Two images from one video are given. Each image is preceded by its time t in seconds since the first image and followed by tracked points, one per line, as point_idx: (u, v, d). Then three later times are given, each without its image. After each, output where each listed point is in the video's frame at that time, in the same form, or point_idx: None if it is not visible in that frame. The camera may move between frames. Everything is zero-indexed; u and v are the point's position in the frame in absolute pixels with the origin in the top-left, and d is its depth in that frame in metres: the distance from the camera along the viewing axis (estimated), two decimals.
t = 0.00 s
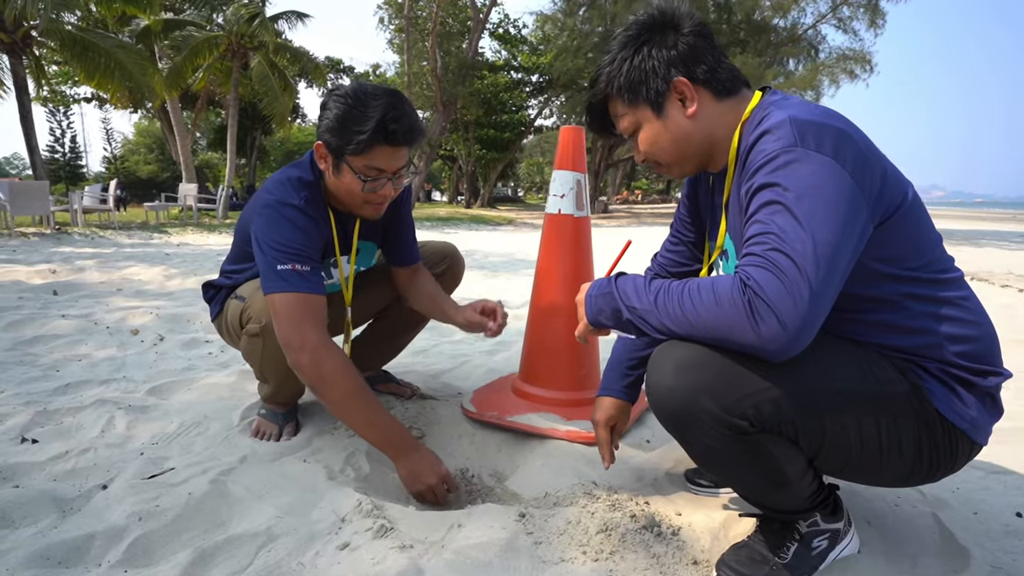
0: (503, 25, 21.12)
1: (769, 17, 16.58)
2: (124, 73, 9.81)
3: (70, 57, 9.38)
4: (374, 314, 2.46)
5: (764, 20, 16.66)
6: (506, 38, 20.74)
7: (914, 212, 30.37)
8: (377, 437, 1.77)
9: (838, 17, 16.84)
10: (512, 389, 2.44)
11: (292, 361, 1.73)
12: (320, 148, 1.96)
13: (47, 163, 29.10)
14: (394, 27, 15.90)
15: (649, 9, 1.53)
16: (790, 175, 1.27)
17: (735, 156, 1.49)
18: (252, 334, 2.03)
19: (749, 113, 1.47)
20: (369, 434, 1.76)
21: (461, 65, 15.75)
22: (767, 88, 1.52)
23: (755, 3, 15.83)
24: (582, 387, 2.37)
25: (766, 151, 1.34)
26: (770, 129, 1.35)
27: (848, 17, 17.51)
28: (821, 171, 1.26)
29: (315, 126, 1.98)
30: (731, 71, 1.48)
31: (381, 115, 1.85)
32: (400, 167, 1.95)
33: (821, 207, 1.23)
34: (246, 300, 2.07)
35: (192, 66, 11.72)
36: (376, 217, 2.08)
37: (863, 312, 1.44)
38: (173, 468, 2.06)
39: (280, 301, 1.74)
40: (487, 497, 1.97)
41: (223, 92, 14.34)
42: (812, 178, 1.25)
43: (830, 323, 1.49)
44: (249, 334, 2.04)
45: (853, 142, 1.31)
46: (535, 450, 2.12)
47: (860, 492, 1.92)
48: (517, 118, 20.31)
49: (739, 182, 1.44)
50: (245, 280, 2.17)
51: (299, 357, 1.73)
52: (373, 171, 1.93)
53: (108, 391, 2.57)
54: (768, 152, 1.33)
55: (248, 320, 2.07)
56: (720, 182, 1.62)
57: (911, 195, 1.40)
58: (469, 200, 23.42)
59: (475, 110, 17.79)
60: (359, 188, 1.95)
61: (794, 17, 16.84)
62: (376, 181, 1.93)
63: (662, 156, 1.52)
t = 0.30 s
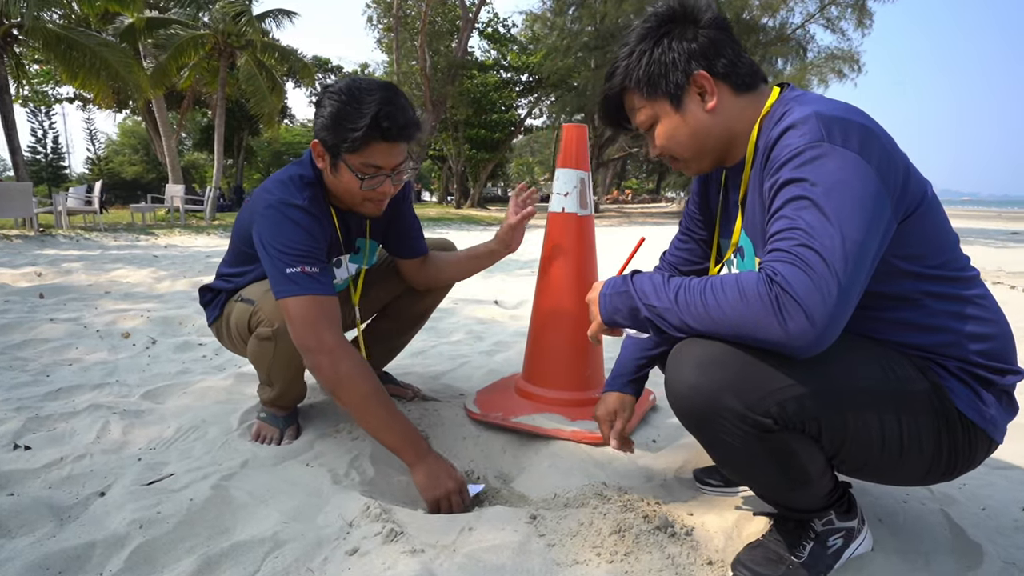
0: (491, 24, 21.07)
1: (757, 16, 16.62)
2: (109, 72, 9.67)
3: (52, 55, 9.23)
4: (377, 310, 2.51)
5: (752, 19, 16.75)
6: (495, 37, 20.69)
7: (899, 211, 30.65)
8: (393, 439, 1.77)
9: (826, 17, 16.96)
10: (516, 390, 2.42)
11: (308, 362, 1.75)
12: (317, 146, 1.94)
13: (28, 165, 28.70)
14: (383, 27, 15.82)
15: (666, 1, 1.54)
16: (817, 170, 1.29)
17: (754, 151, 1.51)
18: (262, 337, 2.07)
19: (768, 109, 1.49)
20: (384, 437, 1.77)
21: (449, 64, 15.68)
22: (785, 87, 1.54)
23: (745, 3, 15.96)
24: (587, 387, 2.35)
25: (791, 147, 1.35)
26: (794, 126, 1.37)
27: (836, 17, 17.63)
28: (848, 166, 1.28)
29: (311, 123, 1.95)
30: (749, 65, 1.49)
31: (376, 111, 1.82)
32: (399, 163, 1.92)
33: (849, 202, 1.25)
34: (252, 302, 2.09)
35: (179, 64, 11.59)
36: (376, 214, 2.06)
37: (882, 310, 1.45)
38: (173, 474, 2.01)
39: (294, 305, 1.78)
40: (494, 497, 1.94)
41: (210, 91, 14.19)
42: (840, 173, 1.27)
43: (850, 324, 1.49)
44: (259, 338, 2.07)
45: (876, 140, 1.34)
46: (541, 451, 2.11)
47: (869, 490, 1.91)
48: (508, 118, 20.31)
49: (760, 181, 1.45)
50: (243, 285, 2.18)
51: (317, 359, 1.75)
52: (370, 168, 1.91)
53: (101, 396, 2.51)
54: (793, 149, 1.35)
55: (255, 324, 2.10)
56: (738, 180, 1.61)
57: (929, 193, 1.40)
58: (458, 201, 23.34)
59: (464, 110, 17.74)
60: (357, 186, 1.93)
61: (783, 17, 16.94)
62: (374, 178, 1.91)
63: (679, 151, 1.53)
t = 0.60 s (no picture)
0: (474, 23, 20.98)
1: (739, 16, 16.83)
2: (84, 69, 9.44)
3: (24, 51, 8.99)
4: (370, 310, 2.49)
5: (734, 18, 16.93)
6: (478, 36, 20.61)
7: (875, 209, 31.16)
8: (389, 440, 1.81)
9: (807, 17, 17.15)
10: (513, 389, 2.39)
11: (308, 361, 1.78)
12: (317, 141, 1.90)
13: None
14: (365, 24, 15.70)
15: None
16: (832, 163, 1.27)
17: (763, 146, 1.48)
18: (259, 338, 2.05)
19: (779, 102, 1.47)
20: (374, 440, 1.81)
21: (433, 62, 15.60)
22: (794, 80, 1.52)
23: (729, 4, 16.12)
24: (585, 387, 2.33)
25: (804, 141, 1.33)
26: (807, 120, 1.35)
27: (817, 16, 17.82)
28: (864, 159, 1.26)
29: (311, 117, 1.92)
30: (759, 59, 1.47)
31: (379, 106, 1.79)
32: (400, 161, 1.89)
33: (866, 195, 1.22)
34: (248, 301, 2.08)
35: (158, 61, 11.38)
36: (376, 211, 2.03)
37: (891, 306, 1.44)
38: (164, 481, 1.95)
39: (294, 302, 1.78)
40: (494, 500, 1.91)
41: (188, 89, 13.96)
42: (856, 166, 1.25)
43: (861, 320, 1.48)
44: (255, 338, 2.05)
45: (889, 133, 1.32)
46: (541, 452, 2.08)
47: (871, 485, 1.91)
48: (490, 116, 20.20)
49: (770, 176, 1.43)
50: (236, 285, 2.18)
51: (319, 358, 1.77)
52: (371, 164, 1.88)
53: (84, 401, 2.43)
54: (806, 143, 1.32)
55: (250, 324, 2.09)
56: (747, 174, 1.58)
57: (938, 186, 1.40)
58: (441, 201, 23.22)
59: (447, 109, 17.64)
60: (357, 183, 1.89)
61: (765, 16, 17.08)
62: (375, 175, 1.88)
63: (688, 145, 1.49)
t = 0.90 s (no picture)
0: (457, 19, 20.89)
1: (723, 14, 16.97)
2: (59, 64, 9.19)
3: None
4: (368, 310, 2.49)
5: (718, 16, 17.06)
6: (461, 32, 20.53)
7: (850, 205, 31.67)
8: (383, 439, 1.79)
9: (790, 15, 17.36)
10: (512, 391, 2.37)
11: (305, 359, 1.74)
12: (321, 135, 1.96)
13: None
14: (345, 19, 15.53)
15: None
16: (846, 160, 1.24)
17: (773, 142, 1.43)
18: (257, 339, 2.01)
19: (784, 102, 1.44)
20: (372, 440, 1.78)
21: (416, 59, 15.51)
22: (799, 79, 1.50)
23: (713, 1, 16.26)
24: (585, 387, 2.32)
25: (816, 138, 1.30)
26: (819, 118, 1.32)
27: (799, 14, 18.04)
28: (878, 156, 1.23)
29: (315, 113, 1.97)
30: (766, 59, 1.41)
31: (385, 99, 1.87)
32: (405, 154, 1.96)
33: (882, 192, 1.20)
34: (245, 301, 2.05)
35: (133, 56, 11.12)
36: (379, 207, 2.08)
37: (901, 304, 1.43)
38: (160, 488, 1.89)
39: (293, 299, 1.75)
40: (498, 502, 1.89)
41: (164, 86, 13.67)
42: (870, 163, 1.22)
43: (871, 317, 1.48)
44: (253, 339, 2.01)
45: (899, 131, 1.30)
46: (543, 453, 2.06)
47: (872, 481, 1.92)
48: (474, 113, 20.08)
49: (781, 174, 1.40)
50: (230, 284, 2.14)
51: (317, 357, 1.73)
52: (376, 157, 1.93)
53: (69, 407, 2.35)
54: (818, 140, 1.30)
55: (248, 325, 2.06)
56: (753, 176, 1.53)
57: (945, 186, 1.40)
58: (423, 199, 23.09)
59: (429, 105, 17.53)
60: (363, 175, 1.95)
61: (749, 14, 17.25)
62: (380, 167, 1.94)
63: (695, 145, 1.44)
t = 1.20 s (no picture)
0: (447, 14, 20.80)
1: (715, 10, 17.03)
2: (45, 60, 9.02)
3: None
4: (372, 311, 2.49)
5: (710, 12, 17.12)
6: (451, 27, 20.44)
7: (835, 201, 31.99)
8: (395, 434, 1.78)
9: (782, 11, 17.45)
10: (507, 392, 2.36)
11: (314, 353, 1.73)
12: (326, 128, 1.95)
13: None
14: (334, 14, 15.38)
15: None
16: (866, 157, 1.23)
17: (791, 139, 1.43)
18: (264, 336, 1.99)
19: (800, 101, 1.43)
20: (385, 434, 1.77)
21: (406, 54, 15.41)
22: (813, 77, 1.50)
23: None
24: (582, 387, 2.31)
25: (835, 136, 1.29)
26: (838, 116, 1.31)
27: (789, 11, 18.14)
28: (898, 154, 1.23)
29: (319, 106, 1.96)
30: (781, 57, 1.40)
31: (391, 89, 1.86)
32: (410, 145, 1.94)
33: (903, 188, 1.19)
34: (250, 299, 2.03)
35: (117, 51, 10.94)
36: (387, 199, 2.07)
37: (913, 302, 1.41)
38: (165, 491, 1.86)
39: (304, 292, 1.74)
40: (507, 502, 1.87)
41: (149, 82, 13.46)
42: (890, 159, 1.21)
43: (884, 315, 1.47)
44: (260, 336, 1.99)
45: (917, 132, 1.30)
46: (550, 453, 2.06)
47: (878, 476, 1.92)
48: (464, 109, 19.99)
49: (798, 174, 1.39)
50: (235, 282, 2.13)
51: (327, 351, 1.72)
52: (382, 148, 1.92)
53: (65, 409, 2.30)
54: (837, 138, 1.29)
55: (254, 323, 2.04)
56: (767, 175, 1.52)
57: (956, 186, 1.39)
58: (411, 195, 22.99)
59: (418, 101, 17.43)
60: (369, 167, 1.93)
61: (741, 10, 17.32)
62: (386, 158, 1.92)
63: (709, 142, 1.42)
